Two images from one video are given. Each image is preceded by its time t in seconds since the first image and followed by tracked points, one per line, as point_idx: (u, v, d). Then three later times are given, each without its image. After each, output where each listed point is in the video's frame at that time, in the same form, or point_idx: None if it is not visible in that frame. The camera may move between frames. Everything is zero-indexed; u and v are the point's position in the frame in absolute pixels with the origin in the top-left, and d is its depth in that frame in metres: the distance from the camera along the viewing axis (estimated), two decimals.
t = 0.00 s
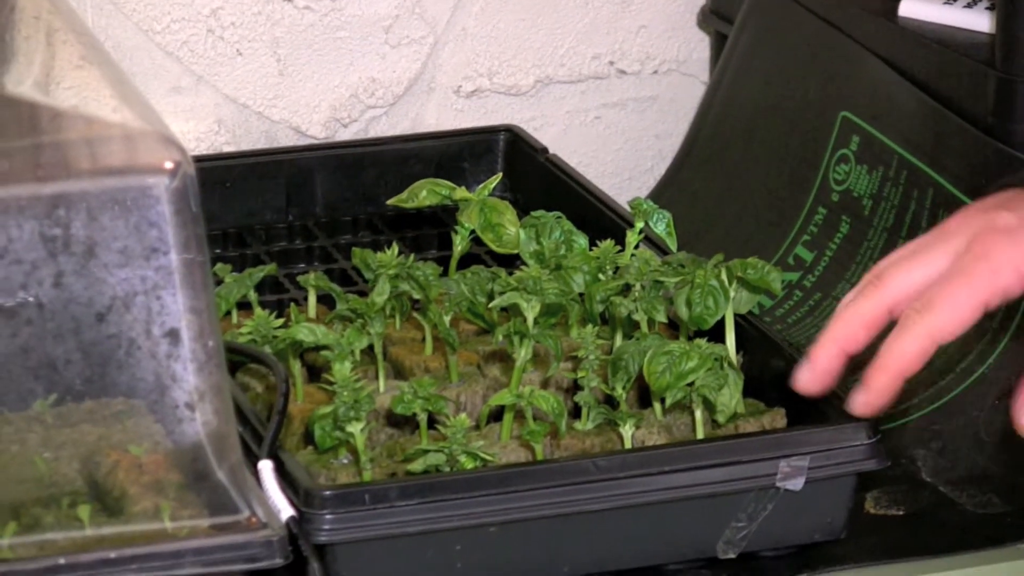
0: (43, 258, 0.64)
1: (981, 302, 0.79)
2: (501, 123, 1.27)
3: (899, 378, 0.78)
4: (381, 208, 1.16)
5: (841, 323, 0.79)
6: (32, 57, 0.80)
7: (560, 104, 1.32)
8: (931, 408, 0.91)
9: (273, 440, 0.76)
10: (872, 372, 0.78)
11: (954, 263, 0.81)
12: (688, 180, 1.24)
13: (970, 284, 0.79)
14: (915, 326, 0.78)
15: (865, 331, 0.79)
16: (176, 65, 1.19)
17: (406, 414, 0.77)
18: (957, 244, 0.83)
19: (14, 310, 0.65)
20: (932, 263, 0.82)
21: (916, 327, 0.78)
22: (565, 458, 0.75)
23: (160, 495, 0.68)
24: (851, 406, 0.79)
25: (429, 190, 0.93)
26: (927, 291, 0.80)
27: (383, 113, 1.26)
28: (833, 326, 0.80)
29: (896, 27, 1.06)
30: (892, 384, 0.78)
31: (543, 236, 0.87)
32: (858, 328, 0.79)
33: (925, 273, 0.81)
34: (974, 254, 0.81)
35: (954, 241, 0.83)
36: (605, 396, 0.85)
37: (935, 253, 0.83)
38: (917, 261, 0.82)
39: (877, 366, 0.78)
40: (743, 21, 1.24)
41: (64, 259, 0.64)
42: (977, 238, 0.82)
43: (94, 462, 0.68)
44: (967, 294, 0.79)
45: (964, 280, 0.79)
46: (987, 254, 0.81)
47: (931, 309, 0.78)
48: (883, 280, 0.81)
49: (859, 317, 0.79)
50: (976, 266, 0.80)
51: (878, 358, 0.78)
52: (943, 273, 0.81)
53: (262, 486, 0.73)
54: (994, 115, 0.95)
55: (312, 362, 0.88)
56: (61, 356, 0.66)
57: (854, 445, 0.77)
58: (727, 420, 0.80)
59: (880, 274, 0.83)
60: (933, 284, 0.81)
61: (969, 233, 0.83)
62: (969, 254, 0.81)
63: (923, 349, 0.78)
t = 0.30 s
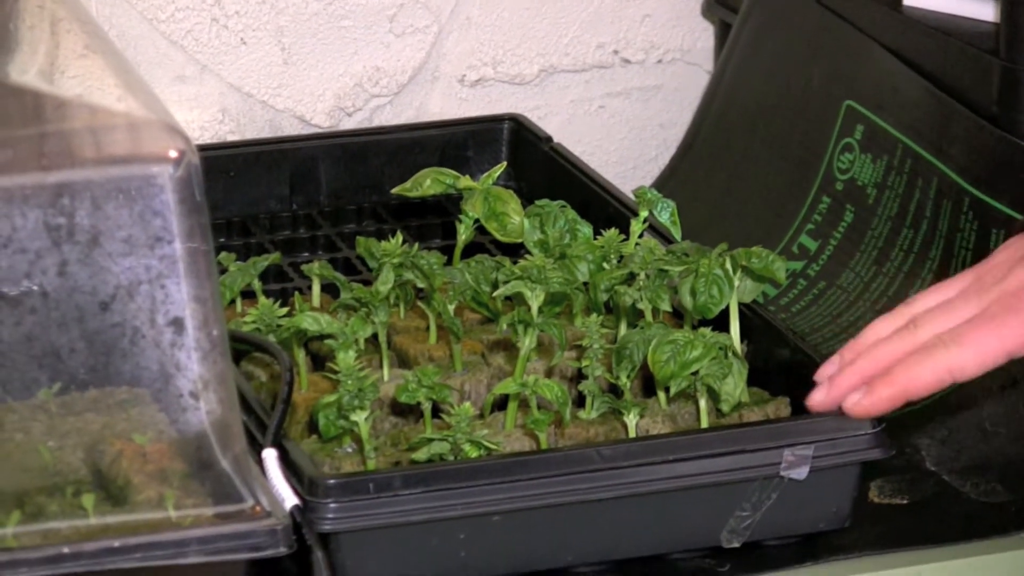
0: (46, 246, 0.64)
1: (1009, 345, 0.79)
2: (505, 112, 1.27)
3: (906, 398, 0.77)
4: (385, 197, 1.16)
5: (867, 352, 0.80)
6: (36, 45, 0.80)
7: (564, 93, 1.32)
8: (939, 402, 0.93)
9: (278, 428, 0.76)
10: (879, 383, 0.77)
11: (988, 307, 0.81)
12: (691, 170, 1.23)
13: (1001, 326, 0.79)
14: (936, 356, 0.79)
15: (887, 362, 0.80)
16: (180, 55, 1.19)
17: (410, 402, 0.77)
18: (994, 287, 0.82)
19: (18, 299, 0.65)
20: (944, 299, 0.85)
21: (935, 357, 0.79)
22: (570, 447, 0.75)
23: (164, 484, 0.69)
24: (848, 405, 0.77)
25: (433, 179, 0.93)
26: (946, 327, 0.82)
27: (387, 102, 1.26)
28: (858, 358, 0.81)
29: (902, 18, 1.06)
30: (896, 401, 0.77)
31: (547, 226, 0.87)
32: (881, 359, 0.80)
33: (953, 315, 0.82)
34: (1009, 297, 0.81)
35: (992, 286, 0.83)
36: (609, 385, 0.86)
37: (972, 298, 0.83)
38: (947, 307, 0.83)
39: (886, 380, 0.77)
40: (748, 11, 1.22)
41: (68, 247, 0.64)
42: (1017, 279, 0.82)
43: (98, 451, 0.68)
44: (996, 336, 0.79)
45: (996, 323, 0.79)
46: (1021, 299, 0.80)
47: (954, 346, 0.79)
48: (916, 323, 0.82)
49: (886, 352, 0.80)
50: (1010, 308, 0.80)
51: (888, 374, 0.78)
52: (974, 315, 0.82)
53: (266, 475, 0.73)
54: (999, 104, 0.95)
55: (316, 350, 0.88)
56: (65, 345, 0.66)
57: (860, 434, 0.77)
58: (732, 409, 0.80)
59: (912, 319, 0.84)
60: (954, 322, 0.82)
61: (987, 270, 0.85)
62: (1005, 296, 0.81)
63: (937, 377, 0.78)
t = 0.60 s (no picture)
0: (46, 241, 0.65)
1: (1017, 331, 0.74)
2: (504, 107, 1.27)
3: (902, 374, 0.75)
4: (385, 190, 1.16)
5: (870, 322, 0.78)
6: (36, 39, 0.80)
7: (564, 87, 1.32)
8: (938, 393, 0.94)
9: (278, 422, 0.76)
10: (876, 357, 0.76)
11: (1001, 290, 0.77)
12: (690, 163, 1.23)
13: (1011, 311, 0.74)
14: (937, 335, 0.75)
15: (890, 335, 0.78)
16: (180, 49, 1.19)
17: (409, 397, 0.77)
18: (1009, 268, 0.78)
19: (18, 293, 0.65)
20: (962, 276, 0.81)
21: (936, 336, 0.75)
22: (570, 442, 0.75)
23: (164, 479, 0.68)
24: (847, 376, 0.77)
25: (433, 173, 0.93)
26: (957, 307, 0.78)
27: (387, 97, 1.26)
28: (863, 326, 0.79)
29: (899, 12, 1.07)
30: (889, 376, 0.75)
31: (546, 220, 0.88)
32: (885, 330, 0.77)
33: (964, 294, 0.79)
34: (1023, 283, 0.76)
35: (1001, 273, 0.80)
36: (609, 379, 0.86)
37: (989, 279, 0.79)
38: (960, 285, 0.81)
39: (882, 355, 0.76)
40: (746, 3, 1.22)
41: (68, 242, 0.65)
42: None
43: (97, 445, 0.68)
44: (1000, 322, 0.74)
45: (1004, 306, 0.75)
46: None
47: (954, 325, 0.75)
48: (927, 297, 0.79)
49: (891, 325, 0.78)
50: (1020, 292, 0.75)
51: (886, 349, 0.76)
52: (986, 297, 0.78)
53: (266, 470, 0.72)
54: (997, 98, 0.95)
55: (316, 345, 0.88)
56: (65, 339, 0.66)
57: (859, 429, 0.77)
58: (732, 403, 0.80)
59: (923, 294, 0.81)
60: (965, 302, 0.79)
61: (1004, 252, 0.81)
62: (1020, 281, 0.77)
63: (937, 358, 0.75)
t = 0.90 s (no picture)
0: (43, 240, 0.64)
1: (1017, 342, 0.80)
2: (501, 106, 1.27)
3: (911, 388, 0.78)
4: (382, 190, 1.16)
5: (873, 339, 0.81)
6: (33, 40, 0.80)
7: (561, 87, 1.32)
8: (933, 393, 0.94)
9: (274, 422, 0.76)
10: (886, 370, 0.78)
11: (998, 301, 0.82)
12: (688, 161, 1.22)
13: (1011, 322, 0.80)
14: (942, 349, 0.80)
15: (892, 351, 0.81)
16: (177, 48, 1.19)
17: (407, 396, 0.77)
18: (1004, 281, 0.83)
19: (15, 293, 0.65)
20: (955, 289, 0.86)
21: (941, 350, 0.80)
22: (568, 442, 0.75)
23: (161, 479, 0.69)
24: (854, 390, 0.78)
25: (430, 173, 0.93)
26: (954, 320, 0.83)
27: (384, 96, 1.26)
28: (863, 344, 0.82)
29: (898, 10, 1.07)
30: (900, 389, 0.78)
31: (544, 220, 0.88)
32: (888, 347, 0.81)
33: (961, 307, 0.83)
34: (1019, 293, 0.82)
35: (1001, 280, 0.83)
36: (606, 379, 0.86)
37: (984, 287, 0.84)
38: (958, 296, 0.84)
39: (892, 369, 0.78)
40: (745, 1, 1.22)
41: (65, 241, 0.64)
42: None
43: (95, 445, 0.68)
44: (1003, 332, 0.80)
45: (1003, 318, 0.80)
46: None
47: (955, 339, 0.80)
48: (924, 312, 0.83)
49: (892, 341, 0.81)
50: (1019, 304, 0.81)
51: (894, 363, 0.79)
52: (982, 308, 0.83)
53: (262, 469, 0.73)
54: (995, 97, 0.96)
55: (313, 344, 0.88)
56: (62, 339, 0.66)
57: (856, 430, 0.76)
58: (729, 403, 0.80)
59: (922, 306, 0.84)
60: (962, 315, 0.83)
61: (999, 261, 0.86)
62: (1017, 292, 0.82)
63: (943, 371, 0.79)
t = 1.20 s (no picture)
0: (43, 239, 0.64)
1: (1018, 345, 0.79)
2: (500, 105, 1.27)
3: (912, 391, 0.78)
4: (381, 189, 1.16)
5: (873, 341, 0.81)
6: (32, 39, 0.80)
7: (560, 86, 1.32)
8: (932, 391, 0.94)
9: (274, 421, 0.76)
10: (887, 373, 0.78)
11: (999, 303, 0.82)
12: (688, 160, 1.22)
13: (1012, 325, 0.80)
14: (943, 351, 0.79)
15: (892, 353, 0.81)
16: (176, 48, 1.19)
17: (406, 395, 0.78)
18: (1005, 282, 0.82)
19: (14, 292, 0.65)
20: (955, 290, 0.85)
21: (942, 353, 0.79)
22: (567, 441, 0.75)
23: (161, 478, 0.69)
24: (856, 393, 0.78)
25: (429, 172, 0.93)
26: (954, 321, 0.82)
27: (384, 95, 1.26)
28: (863, 345, 0.81)
29: (897, 10, 1.07)
30: (901, 392, 0.78)
31: (543, 219, 0.88)
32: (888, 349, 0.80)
33: (961, 308, 0.83)
34: (1020, 295, 0.81)
35: (1002, 282, 0.83)
36: (605, 378, 0.86)
37: (984, 288, 0.83)
38: (959, 296, 0.83)
39: (892, 372, 0.78)
40: None
41: (64, 240, 0.64)
42: None
43: (94, 444, 0.68)
44: (1004, 335, 0.80)
45: (1005, 320, 0.80)
46: None
47: (955, 340, 0.80)
48: (924, 313, 0.82)
49: (893, 343, 0.81)
50: (1020, 307, 0.80)
51: (894, 365, 0.79)
52: (983, 309, 0.82)
53: (262, 468, 0.73)
54: (994, 97, 0.96)
55: (312, 343, 0.88)
56: (61, 338, 0.66)
57: (856, 429, 0.77)
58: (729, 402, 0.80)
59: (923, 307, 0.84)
60: (962, 316, 0.83)
61: (1000, 261, 0.85)
62: (1018, 294, 0.81)
63: (944, 374, 0.79)
